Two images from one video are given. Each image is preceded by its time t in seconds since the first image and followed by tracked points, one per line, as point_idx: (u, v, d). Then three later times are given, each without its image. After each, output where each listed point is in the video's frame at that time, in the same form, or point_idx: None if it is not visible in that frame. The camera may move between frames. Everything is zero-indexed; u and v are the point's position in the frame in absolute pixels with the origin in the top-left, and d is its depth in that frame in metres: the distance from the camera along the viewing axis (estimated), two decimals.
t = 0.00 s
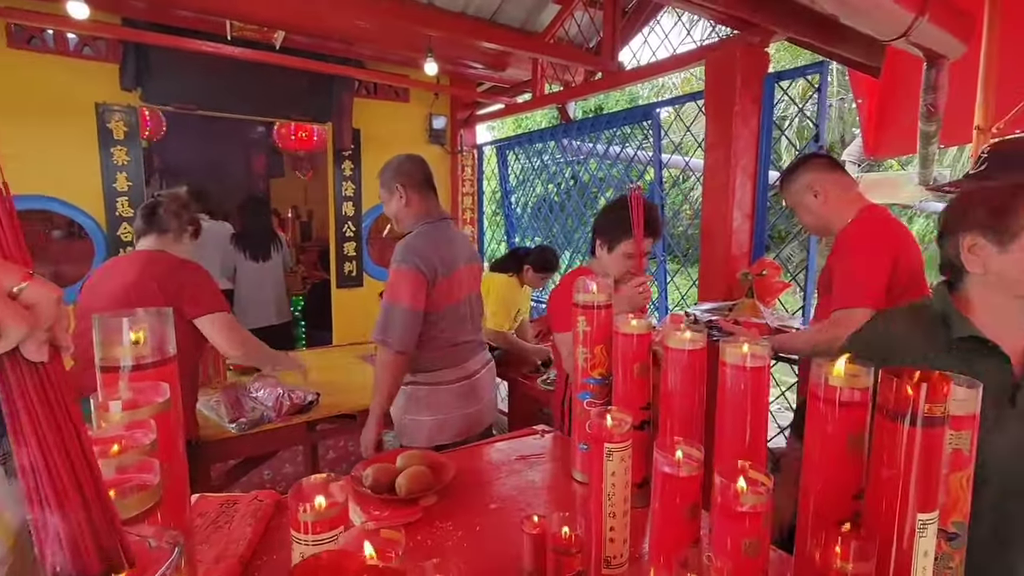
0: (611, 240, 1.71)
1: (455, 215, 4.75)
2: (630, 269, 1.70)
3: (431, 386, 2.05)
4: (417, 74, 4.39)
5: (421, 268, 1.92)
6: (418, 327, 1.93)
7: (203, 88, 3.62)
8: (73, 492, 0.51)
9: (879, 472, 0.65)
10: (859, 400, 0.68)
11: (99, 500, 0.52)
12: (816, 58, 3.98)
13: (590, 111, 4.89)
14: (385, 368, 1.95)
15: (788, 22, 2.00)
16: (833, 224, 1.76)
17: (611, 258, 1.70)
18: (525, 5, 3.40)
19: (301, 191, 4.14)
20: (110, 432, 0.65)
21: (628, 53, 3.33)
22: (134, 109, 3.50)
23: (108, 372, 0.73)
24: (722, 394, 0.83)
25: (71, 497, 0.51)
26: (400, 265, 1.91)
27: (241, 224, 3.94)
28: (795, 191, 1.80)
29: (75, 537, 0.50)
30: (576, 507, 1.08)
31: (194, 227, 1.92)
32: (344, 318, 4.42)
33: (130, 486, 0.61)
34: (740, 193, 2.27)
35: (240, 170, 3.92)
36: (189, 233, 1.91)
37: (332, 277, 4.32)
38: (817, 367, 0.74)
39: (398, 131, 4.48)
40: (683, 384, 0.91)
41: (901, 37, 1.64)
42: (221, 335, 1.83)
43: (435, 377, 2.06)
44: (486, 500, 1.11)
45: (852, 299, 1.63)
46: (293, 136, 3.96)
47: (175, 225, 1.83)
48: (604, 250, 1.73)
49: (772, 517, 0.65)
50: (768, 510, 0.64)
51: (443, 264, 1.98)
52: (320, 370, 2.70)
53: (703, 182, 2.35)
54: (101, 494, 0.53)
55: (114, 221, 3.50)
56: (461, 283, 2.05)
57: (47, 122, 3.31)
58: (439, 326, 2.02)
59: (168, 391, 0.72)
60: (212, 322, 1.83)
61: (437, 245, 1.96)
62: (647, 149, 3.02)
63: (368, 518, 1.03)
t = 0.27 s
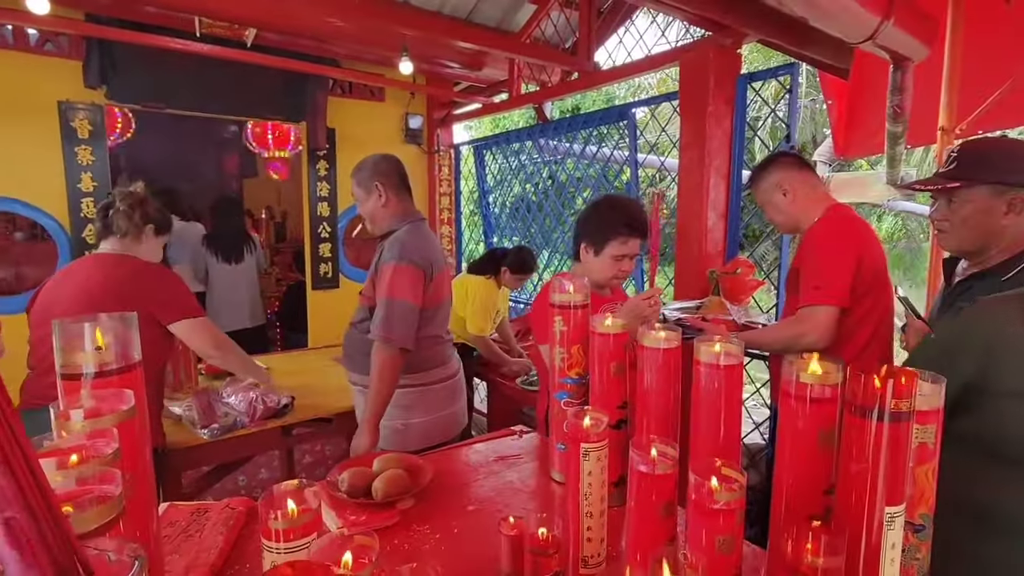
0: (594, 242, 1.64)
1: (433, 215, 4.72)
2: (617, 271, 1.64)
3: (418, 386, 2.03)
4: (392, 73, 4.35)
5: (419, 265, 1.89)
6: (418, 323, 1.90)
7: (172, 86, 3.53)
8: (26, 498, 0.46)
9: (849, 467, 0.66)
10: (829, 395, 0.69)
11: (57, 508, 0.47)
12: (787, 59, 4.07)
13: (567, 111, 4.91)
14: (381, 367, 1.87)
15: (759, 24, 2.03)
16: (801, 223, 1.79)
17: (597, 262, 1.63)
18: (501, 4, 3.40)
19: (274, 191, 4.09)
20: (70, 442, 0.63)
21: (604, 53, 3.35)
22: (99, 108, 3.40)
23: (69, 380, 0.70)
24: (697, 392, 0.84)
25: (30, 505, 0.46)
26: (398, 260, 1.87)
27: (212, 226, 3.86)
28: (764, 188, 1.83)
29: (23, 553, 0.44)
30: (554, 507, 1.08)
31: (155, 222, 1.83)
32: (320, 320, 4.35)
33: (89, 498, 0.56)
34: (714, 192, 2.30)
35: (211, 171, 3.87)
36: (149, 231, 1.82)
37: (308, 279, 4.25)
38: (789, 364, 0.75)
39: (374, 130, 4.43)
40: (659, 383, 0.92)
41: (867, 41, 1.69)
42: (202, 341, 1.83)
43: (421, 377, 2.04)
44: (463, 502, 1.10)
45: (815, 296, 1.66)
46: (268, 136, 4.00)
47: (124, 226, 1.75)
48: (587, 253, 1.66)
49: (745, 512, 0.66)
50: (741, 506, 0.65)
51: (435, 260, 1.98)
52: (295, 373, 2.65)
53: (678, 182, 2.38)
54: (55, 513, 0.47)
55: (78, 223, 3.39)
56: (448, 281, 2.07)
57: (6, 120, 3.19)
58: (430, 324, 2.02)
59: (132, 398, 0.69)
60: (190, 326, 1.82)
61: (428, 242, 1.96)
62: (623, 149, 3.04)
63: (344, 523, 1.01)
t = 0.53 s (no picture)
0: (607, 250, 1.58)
1: (422, 217, 4.72)
2: (633, 280, 1.58)
3: (425, 380, 2.05)
4: (380, 74, 4.34)
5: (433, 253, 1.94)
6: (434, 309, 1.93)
7: (155, 87, 3.49)
8: None
9: (832, 464, 0.67)
10: (812, 394, 0.70)
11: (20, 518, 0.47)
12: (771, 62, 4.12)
13: (555, 113, 4.93)
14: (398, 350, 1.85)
15: (743, 28, 2.05)
16: (772, 223, 1.81)
17: (612, 270, 1.57)
18: (488, 7, 3.41)
19: (261, 194, 4.10)
20: (50, 448, 0.62)
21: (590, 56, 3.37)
22: (82, 109, 3.34)
23: (50, 385, 0.70)
24: (683, 392, 0.85)
25: None
26: (409, 249, 1.89)
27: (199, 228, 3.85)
28: (737, 188, 1.85)
29: None
30: (543, 507, 1.08)
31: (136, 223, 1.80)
32: (309, 322, 4.32)
33: (66, 508, 0.56)
34: (700, 193, 2.32)
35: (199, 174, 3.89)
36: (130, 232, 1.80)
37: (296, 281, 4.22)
38: (772, 363, 0.76)
39: (362, 132, 4.42)
40: (646, 383, 0.92)
41: (847, 45, 1.72)
42: (180, 347, 1.80)
43: (427, 371, 2.07)
44: (452, 503, 1.10)
45: (782, 295, 1.68)
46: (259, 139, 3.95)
47: (103, 227, 1.74)
48: (601, 261, 1.59)
49: (731, 511, 0.67)
50: (727, 505, 0.66)
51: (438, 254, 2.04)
52: (283, 376, 2.64)
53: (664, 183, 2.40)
54: (17, 525, 0.47)
55: (61, 226, 3.34)
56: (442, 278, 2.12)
57: None
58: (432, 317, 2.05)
59: (114, 402, 0.68)
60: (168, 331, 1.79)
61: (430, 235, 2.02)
62: (610, 151, 3.06)
63: (332, 525, 1.01)
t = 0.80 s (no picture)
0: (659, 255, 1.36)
1: (419, 217, 4.71)
2: (690, 289, 1.35)
3: (431, 373, 2.09)
4: (377, 75, 4.33)
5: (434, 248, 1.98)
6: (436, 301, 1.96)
7: (150, 87, 3.47)
8: None
9: (833, 464, 0.67)
10: (812, 394, 0.70)
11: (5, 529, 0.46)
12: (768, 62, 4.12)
13: (552, 113, 4.93)
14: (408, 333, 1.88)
15: (740, 28, 2.05)
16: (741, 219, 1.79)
17: (665, 278, 1.34)
18: (485, 7, 3.41)
19: (258, 195, 4.13)
20: (43, 452, 0.61)
21: (588, 56, 3.36)
22: (77, 110, 3.33)
23: (42, 387, 0.69)
24: (682, 391, 0.84)
25: None
26: (410, 244, 1.91)
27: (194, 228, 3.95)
28: (713, 183, 1.82)
29: None
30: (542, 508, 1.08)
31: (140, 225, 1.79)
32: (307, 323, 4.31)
33: (60, 512, 0.55)
34: (698, 193, 2.31)
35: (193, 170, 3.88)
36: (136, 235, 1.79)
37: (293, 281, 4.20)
38: (773, 362, 0.75)
39: (358, 132, 4.40)
40: (644, 383, 0.92)
41: (845, 44, 1.72)
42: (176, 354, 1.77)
43: (432, 364, 2.09)
44: (451, 504, 1.09)
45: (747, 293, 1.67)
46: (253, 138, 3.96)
47: (107, 230, 1.72)
48: (652, 268, 1.36)
49: (732, 511, 0.66)
50: (728, 506, 0.65)
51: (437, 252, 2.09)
52: (281, 377, 2.62)
53: (662, 183, 2.39)
54: (3, 535, 0.46)
55: (56, 227, 3.32)
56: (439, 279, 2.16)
57: None
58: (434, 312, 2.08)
59: (108, 405, 0.67)
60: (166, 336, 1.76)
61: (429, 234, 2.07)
62: (607, 151, 3.06)
63: (330, 527, 1.00)
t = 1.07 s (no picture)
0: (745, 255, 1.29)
1: (423, 216, 4.71)
2: (774, 293, 1.28)
3: (436, 370, 2.08)
4: (381, 74, 4.33)
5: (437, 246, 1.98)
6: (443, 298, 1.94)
7: (154, 86, 3.48)
8: None
9: (843, 466, 0.66)
10: (821, 395, 0.69)
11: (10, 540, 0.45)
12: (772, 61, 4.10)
13: (555, 113, 4.92)
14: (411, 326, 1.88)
15: (746, 26, 2.04)
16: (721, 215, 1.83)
17: (748, 281, 1.29)
18: (489, 6, 3.40)
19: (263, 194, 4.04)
20: (48, 452, 0.61)
21: (592, 55, 3.37)
22: (82, 109, 3.34)
23: (47, 387, 0.69)
24: (689, 391, 0.84)
25: None
26: (414, 241, 1.90)
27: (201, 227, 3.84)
28: (699, 177, 1.84)
29: None
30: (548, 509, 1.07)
31: (164, 230, 1.81)
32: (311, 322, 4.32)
33: (65, 512, 0.54)
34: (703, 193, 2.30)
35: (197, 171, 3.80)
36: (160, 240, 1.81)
37: (297, 281, 4.22)
38: (781, 363, 0.74)
39: (362, 131, 4.40)
40: (651, 384, 0.91)
41: (852, 42, 1.70)
42: (198, 351, 1.80)
43: (437, 361, 2.09)
44: (456, 505, 1.09)
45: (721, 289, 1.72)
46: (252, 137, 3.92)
47: (132, 236, 1.74)
48: (734, 268, 1.31)
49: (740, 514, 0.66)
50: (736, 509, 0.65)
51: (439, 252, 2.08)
52: (285, 376, 2.63)
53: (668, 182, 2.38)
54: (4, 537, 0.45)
55: (62, 226, 3.33)
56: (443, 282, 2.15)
57: None
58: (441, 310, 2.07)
59: (113, 404, 0.67)
60: (188, 335, 1.79)
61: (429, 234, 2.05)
62: (612, 150, 3.05)
63: (334, 528, 1.00)
